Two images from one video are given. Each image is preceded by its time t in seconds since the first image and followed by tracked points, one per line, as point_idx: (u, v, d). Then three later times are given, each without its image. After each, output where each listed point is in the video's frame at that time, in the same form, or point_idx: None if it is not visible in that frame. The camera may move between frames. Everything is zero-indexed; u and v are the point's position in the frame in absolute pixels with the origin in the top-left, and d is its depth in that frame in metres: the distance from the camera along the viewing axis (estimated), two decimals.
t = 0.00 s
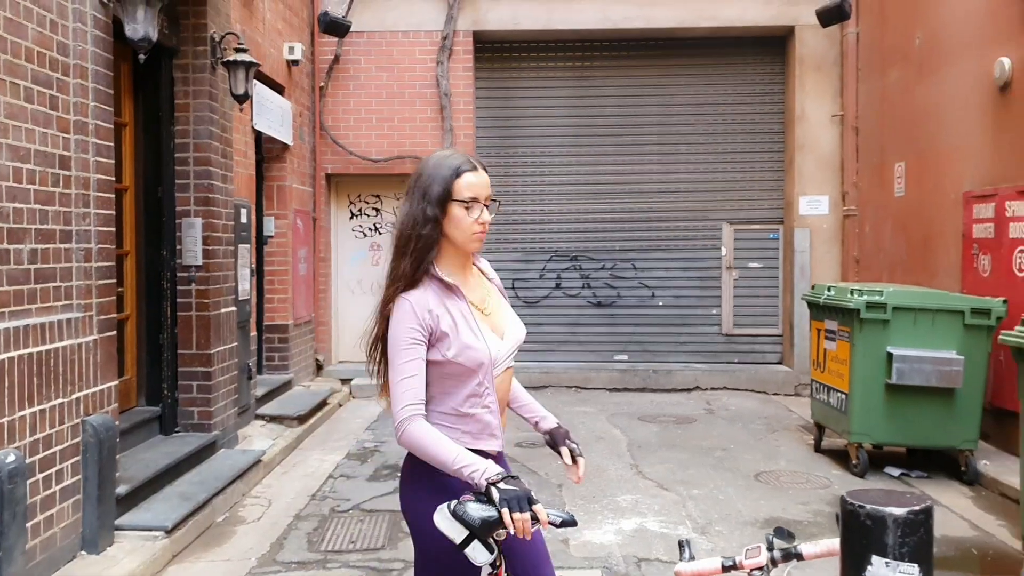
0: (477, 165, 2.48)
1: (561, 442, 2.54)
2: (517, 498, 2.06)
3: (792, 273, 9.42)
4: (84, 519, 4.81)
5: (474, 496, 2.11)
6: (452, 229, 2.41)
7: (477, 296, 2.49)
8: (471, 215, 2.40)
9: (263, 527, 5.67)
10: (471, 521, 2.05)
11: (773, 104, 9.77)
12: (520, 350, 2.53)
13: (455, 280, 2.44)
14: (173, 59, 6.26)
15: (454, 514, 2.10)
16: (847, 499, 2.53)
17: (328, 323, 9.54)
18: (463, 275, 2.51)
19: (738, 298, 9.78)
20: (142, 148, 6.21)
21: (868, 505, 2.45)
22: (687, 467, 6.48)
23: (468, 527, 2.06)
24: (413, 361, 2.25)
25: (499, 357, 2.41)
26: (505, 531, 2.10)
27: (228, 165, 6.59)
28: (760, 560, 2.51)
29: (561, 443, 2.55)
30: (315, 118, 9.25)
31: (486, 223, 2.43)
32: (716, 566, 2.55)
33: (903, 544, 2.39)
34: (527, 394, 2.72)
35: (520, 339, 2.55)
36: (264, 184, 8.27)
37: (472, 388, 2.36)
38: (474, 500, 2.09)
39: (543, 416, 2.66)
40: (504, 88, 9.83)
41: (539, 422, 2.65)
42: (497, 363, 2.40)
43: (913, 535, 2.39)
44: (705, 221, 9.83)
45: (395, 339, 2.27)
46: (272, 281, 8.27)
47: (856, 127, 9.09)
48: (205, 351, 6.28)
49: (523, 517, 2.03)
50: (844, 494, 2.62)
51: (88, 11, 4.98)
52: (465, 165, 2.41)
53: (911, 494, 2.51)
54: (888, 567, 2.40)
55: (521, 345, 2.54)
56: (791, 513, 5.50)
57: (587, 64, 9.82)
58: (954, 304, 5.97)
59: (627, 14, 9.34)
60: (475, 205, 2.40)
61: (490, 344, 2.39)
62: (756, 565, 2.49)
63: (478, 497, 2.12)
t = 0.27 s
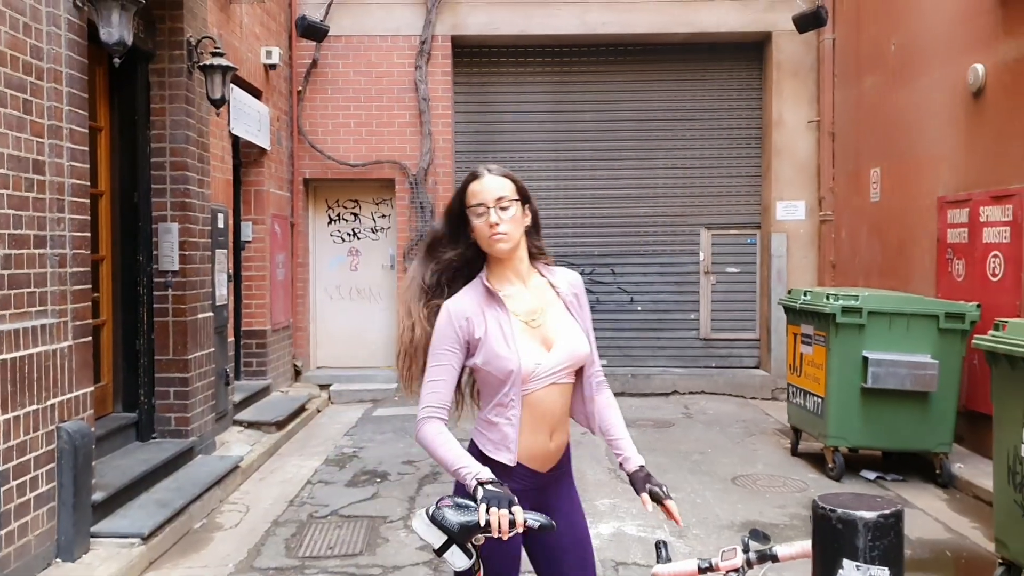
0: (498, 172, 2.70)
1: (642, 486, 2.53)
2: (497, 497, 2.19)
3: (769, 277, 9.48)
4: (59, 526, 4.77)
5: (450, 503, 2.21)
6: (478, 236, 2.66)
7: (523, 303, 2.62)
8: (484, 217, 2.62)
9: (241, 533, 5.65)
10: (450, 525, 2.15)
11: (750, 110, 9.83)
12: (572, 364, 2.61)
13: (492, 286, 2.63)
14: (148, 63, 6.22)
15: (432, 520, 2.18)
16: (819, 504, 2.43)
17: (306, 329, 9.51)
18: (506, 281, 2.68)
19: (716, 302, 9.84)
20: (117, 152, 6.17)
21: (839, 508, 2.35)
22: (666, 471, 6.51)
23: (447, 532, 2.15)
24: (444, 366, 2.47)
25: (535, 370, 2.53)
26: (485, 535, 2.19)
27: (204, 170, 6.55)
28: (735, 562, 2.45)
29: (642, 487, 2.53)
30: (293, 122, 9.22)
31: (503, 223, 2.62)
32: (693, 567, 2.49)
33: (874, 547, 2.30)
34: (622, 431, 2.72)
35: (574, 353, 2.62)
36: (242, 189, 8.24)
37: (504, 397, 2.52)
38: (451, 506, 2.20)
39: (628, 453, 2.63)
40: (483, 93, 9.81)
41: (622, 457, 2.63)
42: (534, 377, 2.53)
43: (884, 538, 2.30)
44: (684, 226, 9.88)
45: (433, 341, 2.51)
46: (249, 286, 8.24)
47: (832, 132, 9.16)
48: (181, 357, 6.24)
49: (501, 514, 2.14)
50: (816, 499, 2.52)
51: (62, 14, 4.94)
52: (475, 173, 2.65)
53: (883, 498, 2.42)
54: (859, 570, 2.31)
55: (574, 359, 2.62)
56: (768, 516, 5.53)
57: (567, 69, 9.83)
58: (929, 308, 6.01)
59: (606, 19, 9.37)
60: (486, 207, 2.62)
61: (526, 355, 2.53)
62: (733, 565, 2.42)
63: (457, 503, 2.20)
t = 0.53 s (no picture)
0: (576, 163, 2.67)
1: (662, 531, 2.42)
2: (485, 496, 2.24)
3: (752, 278, 9.53)
4: (40, 530, 4.74)
5: (432, 500, 2.26)
6: (557, 227, 2.61)
7: (574, 301, 2.58)
8: (567, 205, 2.58)
9: (224, 535, 5.63)
10: (431, 523, 2.20)
11: (733, 112, 9.88)
12: (606, 373, 2.51)
13: (550, 277, 2.62)
14: (129, 65, 6.20)
15: (415, 517, 2.24)
16: (797, 503, 2.43)
17: (289, 331, 9.50)
18: (568, 276, 2.65)
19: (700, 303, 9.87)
20: (99, 153, 6.14)
21: (818, 507, 2.35)
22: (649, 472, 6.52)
23: (429, 529, 2.21)
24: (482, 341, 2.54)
25: (566, 369, 2.49)
26: (467, 532, 2.23)
27: (187, 172, 6.53)
28: (713, 559, 2.36)
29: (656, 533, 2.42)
30: (276, 123, 9.21)
31: (586, 211, 2.59)
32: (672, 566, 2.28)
33: (853, 547, 2.30)
34: (656, 464, 2.57)
35: (611, 363, 2.52)
36: (224, 190, 8.22)
37: (532, 388, 2.52)
38: (434, 502, 2.24)
39: (653, 495, 2.51)
40: (466, 94, 9.80)
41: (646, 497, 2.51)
42: (564, 375, 2.49)
43: (862, 538, 2.30)
44: (668, 227, 9.90)
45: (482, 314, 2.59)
46: (232, 288, 8.22)
47: (815, 134, 9.21)
48: (163, 359, 6.22)
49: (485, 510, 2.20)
50: (793, 499, 2.52)
51: (43, 15, 4.91)
52: (553, 161, 2.63)
53: (860, 497, 2.43)
54: (838, 570, 2.31)
55: (609, 369, 2.51)
56: (751, 517, 5.54)
57: (551, 70, 9.83)
58: (910, 309, 6.04)
59: (590, 21, 9.38)
60: (567, 196, 2.58)
61: (559, 352, 2.50)
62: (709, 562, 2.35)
63: (440, 500, 2.25)
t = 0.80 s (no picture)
0: (594, 159, 2.62)
1: (659, 543, 2.31)
2: (475, 494, 2.25)
3: (742, 276, 9.55)
4: (28, 529, 4.71)
5: (418, 499, 2.25)
6: (567, 221, 2.56)
7: (577, 301, 2.56)
8: (579, 200, 2.53)
9: (213, 534, 5.61)
10: (417, 522, 2.19)
11: (723, 110, 9.90)
12: (599, 378, 2.50)
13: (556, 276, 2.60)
14: (117, 62, 6.18)
15: (400, 516, 2.23)
16: (785, 500, 2.39)
17: (279, 329, 9.48)
18: (575, 278, 2.61)
19: (690, 301, 9.88)
20: (87, 152, 6.11)
21: (805, 504, 2.31)
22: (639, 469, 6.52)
23: (414, 529, 2.19)
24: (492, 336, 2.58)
25: (561, 371, 2.49)
26: (452, 532, 2.23)
27: (176, 170, 6.51)
28: (702, 560, 2.19)
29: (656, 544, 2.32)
30: (265, 121, 9.19)
31: (598, 207, 2.53)
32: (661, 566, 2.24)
33: (839, 543, 2.26)
34: (651, 473, 2.50)
35: (605, 369, 2.49)
36: (214, 188, 8.19)
37: (530, 386, 2.53)
38: (420, 502, 2.23)
39: (648, 506, 2.44)
40: (456, 92, 9.78)
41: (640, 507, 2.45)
42: (558, 377, 2.50)
43: (849, 534, 2.25)
44: (658, 225, 9.92)
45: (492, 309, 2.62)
46: (222, 286, 8.20)
47: (805, 132, 9.24)
48: (152, 358, 6.20)
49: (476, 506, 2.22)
50: (782, 495, 2.47)
51: (29, 12, 4.88)
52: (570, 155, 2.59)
53: (849, 494, 2.38)
54: (824, 567, 2.26)
55: (601, 375, 2.49)
56: (741, 513, 5.55)
57: (542, 68, 9.82)
58: (899, 306, 6.05)
59: (580, 19, 9.39)
60: (580, 190, 2.53)
61: (553, 353, 2.50)
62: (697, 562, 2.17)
63: (425, 500, 2.23)
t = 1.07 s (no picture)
0: (579, 150, 2.60)
1: (689, 537, 2.37)
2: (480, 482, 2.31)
3: (733, 273, 9.56)
4: (17, 528, 4.69)
5: (415, 495, 2.30)
6: (548, 214, 2.55)
7: (565, 298, 2.51)
8: (560, 193, 2.51)
9: (204, 533, 5.60)
10: (412, 517, 2.24)
11: (713, 108, 9.92)
12: (595, 373, 2.44)
13: (539, 273, 2.56)
14: (107, 60, 6.16)
15: (396, 513, 2.29)
16: (774, 495, 2.51)
17: (270, 327, 9.46)
18: (560, 273, 2.57)
19: (682, 298, 9.88)
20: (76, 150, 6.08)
21: (796, 500, 2.44)
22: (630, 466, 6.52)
23: (409, 524, 2.25)
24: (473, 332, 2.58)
25: (554, 369, 2.43)
26: (447, 528, 2.26)
27: (165, 168, 6.50)
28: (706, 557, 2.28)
29: (688, 536, 2.38)
30: (256, 119, 9.17)
31: (579, 201, 2.51)
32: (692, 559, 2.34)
33: (831, 538, 2.39)
34: (671, 461, 2.51)
35: (601, 363, 2.44)
36: (204, 187, 8.17)
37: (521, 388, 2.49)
38: (415, 498, 2.29)
39: (676, 497, 2.46)
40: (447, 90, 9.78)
41: (669, 499, 2.46)
42: (552, 376, 2.44)
43: (841, 529, 2.38)
44: (649, 223, 9.92)
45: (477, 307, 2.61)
46: (212, 284, 8.18)
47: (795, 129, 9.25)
48: (143, 356, 6.19)
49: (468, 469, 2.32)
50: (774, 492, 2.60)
51: (17, 9, 4.86)
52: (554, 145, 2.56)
53: (839, 490, 2.52)
54: (815, 562, 2.39)
55: (598, 369, 2.44)
56: (732, 510, 5.55)
57: (533, 66, 9.82)
58: (889, 303, 6.06)
59: (572, 16, 9.38)
60: (562, 183, 2.51)
61: (545, 352, 2.44)
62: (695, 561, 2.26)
63: (421, 496, 2.29)
